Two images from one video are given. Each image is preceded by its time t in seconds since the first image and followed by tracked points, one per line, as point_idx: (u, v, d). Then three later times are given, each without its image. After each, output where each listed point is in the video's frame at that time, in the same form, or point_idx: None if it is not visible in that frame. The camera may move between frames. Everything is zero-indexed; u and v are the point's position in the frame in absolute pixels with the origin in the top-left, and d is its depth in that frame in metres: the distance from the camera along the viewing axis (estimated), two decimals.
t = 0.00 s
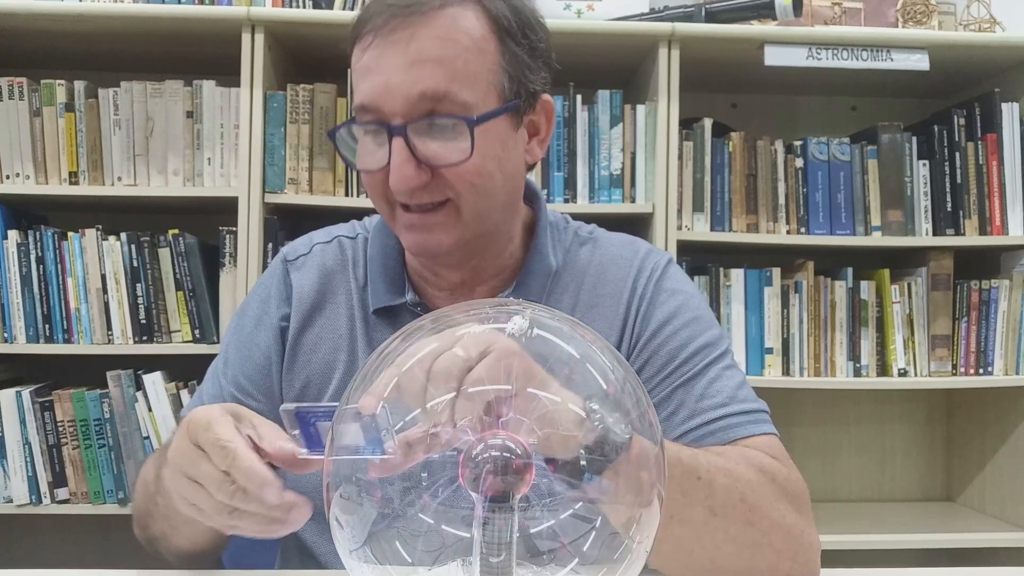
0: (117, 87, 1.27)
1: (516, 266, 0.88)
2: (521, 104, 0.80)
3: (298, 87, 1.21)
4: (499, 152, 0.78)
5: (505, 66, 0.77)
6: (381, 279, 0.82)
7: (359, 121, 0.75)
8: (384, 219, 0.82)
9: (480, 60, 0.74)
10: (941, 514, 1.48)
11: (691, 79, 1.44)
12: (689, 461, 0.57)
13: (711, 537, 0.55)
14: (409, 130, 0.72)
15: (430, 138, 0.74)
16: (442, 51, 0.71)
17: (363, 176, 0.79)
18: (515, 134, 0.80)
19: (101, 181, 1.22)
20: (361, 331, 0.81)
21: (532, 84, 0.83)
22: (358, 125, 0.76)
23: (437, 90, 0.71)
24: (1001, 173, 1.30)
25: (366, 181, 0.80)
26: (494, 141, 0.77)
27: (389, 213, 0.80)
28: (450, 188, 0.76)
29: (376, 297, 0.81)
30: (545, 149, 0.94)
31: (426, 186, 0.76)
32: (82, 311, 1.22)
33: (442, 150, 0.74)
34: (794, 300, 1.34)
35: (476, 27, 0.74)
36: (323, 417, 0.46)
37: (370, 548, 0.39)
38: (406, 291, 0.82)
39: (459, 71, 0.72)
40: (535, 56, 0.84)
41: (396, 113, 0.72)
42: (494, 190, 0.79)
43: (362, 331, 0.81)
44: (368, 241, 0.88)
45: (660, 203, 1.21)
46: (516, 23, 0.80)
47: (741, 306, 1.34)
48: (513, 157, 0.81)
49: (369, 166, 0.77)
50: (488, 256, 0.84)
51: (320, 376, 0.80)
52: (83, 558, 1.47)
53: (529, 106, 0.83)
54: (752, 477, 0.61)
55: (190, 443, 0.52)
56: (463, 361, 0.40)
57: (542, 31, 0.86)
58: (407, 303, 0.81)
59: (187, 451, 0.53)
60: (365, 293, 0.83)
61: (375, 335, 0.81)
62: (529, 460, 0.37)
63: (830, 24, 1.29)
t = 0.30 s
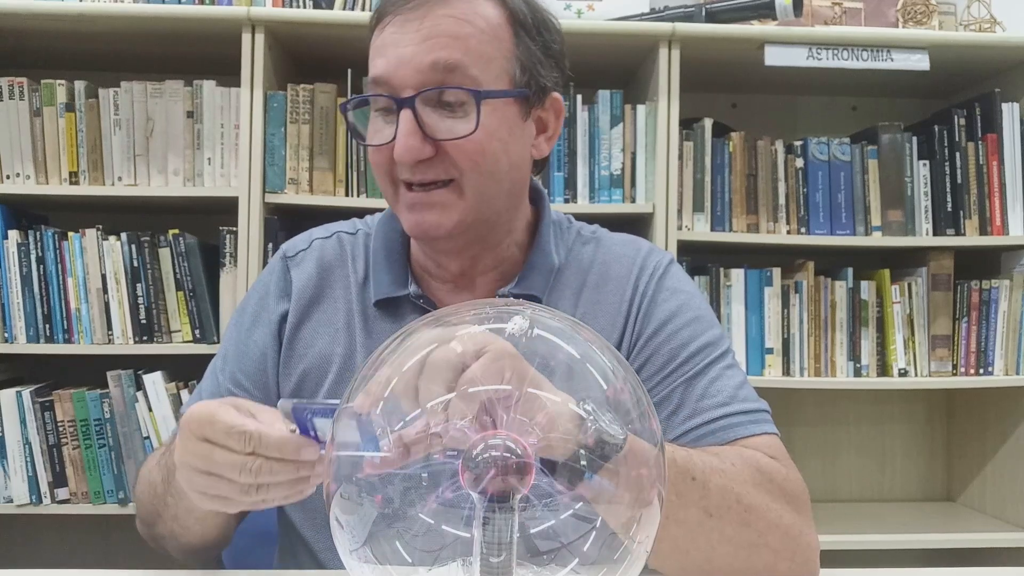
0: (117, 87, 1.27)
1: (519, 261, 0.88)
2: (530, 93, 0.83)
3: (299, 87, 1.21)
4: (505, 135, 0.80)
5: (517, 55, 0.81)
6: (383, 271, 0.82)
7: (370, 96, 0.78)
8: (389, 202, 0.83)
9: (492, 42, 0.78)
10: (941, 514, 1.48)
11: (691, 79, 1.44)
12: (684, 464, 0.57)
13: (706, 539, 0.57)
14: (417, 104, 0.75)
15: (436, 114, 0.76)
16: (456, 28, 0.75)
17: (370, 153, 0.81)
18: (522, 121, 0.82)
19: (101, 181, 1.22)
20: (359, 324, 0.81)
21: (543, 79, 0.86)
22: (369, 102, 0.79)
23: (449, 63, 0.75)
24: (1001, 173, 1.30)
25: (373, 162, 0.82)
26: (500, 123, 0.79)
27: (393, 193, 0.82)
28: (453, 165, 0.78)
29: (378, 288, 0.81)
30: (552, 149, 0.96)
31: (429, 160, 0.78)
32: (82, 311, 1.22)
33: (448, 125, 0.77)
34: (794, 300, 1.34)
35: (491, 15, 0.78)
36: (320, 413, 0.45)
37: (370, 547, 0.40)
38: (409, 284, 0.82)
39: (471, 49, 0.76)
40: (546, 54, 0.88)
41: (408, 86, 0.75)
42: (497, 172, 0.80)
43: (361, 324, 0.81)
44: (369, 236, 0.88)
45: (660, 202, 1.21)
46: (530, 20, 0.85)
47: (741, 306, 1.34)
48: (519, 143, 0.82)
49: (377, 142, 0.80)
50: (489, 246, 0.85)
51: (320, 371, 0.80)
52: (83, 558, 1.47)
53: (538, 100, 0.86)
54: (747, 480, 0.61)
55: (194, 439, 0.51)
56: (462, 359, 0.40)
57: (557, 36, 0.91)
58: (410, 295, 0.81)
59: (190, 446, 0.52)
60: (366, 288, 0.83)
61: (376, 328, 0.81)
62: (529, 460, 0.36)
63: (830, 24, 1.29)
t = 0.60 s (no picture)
0: (117, 87, 1.28)
1: (524, 259, 0.88)
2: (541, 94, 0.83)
3: (299, 87, 1.21)
4: (519, 139, 0.81)
5: (529, 57, 0.81)
6: (387, 273, 0.82)
7: (383, 98, 0.78)
8: (399, 205, 0.83)
9: (506, 45, 0.78)
10: (942, 515, 1.48)
11: (691, 79, 1.44)
12: (693, 455, 0.56)
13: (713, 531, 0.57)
14: (433, 108, 0.76)
15: (451, 117, 0.77)
16: (470, 33, 0.75)
17: (382, 155, 0.81)
18: (534, 123, 0.83)
19: (101, 181, 1.22)
20: (363, 325, 0.81)
21: (553, 80, 0.86)
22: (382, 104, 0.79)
23: (464, 67, 0.75)
24: (1001, 172, 1.30)
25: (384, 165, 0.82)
26: (515, 126, 0.80)
27: (404, 195, 0.82)
28: (468, 168, 0.79)
29: (382, 290, 0.81)
30: (560, 149, 0.96)
31: (444, 164, 0.78)
32: (83, 311, 1.22)
33: (464, 128, 0.77)
34: (794, 300, 1.34)
35: (504, 17, 0.78)
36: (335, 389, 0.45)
37: (370, 547, 0.39)
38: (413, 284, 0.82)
39: (487, 52, 0.76)
40: (556, 54, 0.88)
41: (422, 89, 0.75)
42: (511, 175, 0.81)
43: (364, 325, 0.81)
44: (371, 237, 0.88)
45: (660, 202, 1.21)
46: (542, 21, 0.84)
47: (741, 306, 1.34)
48: (532, 146, 0.83)
49: (389, 144, 0.80)
50: (499, 248, 0.85)
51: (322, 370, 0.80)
52: (83, 558, 1.47)
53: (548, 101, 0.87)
54: (752, 475, 0.61)
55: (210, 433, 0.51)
56: (462, 361, 0.40)
57: (565, 35, 0.91)
58: (414, 297, 0.81)
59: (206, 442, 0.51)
60: (370, 288, 0.83)
61: (379, 328, 0.81)
62: (529, 461, 0.37)
63: (830, 24, 1.29)
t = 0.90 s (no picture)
0: (117, 87, 1.28)
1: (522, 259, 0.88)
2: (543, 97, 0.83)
3: (299, 87, 1.21)
4: (521, 145, 0.81)
5: (530, 61, 0.81)
6: (388, 276, 0.82)
7: (385, 105, 0.78)
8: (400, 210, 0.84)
9: (507, 50, 0.77)
10: (942, 515, 1.48)
11: (690, 79, 1.44)
12: (706, 446, 0.58)
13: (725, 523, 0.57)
14: (434, 115, 0.76)
15: (452, 124, 0.77)
16: (471, 39, 0.74)
17: (383, 161, 0.81)
18: (536, 129, 0.83)
19: (101, 181, 1.22)
20: (364, 327, 0.81)
21: (555, 83, 0.86)
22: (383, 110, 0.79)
23: (465, 74, 0.75)
24: (1001, 172, 1.30)
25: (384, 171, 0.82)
26: (517, 133, 0.80)
27: (405, 201, 0.82)
28: (470, 177, 0.79)
29: (383, 293, 0.81)
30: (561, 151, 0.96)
31: (446, 172, 0.78)
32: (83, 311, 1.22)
33: (466, 136, 0.77)
34: (794, 300, 1.34)
35: (505, 20, 0.77)
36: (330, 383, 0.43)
37: (370, 547, 0.39)
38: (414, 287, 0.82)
39: (488, 58, 0.75)
40: (558, 56, 0.88)
41: (424, 96, 0.75)
42: (513, 182, 0.81)
43: (364, 327, 0.81)
44: (370, 238, 0.88)
45: (660, 202, 1.21)
46: (542, 23, 0.84)
47: (741, 306, 1.34)
48: (533, 152, 0.83)
49: (391, 151, 0.80)
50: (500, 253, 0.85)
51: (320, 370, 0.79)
52: (82, 559, 1.47)
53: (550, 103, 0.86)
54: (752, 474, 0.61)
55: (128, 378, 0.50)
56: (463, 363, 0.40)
57: (566, 35, 0.90)
58: (415, 299, 0.81)
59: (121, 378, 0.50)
60: (369, 290, 0.83)
61: (379, 331, 0.81)
62: (529, 461, 0.37)
63: (830, 24, 1.29)
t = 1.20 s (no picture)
0: (117, 87, 1.28)
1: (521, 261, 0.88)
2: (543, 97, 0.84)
3: (298, 87, 1.21)
4: (521, 146, 0.81)
5: (530, 61, 0.81)
6: (385, 277, 0.81)
7: (386, 103, 0.78)
8: (396, 209, 0.83)
9: (509, 50, 0.78)
10: (941, 515, 1.48)
11: (690, 79, 1.44)
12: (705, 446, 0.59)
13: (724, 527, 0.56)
14: (436, 114, 0.76)
15: (453, 124, 0.77)
16: (474, 38, 0.75)
17: (381, 160, 0.81)
18: (535, 130, 0.83)
19: (101, 181, 1.22)
20: (364, 328, 0.81)
21: (554, 85, 0.87)
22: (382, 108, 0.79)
23: (467, 73, 0.75)
24: (1001, 172, 1.30)
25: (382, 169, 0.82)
26: (517, 134, 0.80)
27: (402, 201, 0.82)
28: (470, 176, 0.79)
29: (381, 294, 0.80)
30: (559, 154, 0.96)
31: (447, 171, 0.78)
32: (82, 311, 1.22)
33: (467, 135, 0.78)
34: (794, 300, 1.34)
35: (506, 21, 0.78)
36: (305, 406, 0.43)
37: (370, 548, 0.39)
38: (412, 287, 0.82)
39: (490, 57, 0.76)
40: (558, 59, 0.88)
41: (426, 94, 0.75)
42: (513, 182, 0.81)
43: (364, 326, 0.81)
44: (368, 237, 0.87)
45: (660, 202, 1.21)
46: (543, 24, 0.84)
47: (741, 306, 1.34)
48: (533, 154, 0.84)
49: (390, 150, 0.80)
50: (497, 254, 0.85)
51: (324, 367, 0.80)
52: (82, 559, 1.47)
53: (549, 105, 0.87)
54: (754, 473, 0.61)
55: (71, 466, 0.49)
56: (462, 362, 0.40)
57: (565, 38, 0.91)
58: (413, 302, 0.81)
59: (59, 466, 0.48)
60: (368, 289, 0.82)
61: (378, 333, 0.81)
62: (529, 461, 0.37)
63: (830, 24, 1.29)
